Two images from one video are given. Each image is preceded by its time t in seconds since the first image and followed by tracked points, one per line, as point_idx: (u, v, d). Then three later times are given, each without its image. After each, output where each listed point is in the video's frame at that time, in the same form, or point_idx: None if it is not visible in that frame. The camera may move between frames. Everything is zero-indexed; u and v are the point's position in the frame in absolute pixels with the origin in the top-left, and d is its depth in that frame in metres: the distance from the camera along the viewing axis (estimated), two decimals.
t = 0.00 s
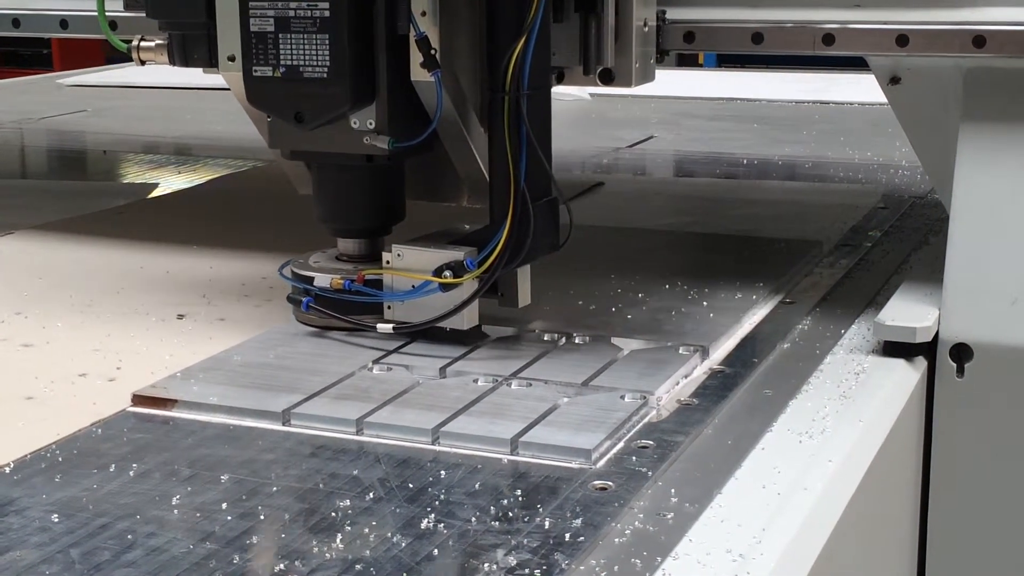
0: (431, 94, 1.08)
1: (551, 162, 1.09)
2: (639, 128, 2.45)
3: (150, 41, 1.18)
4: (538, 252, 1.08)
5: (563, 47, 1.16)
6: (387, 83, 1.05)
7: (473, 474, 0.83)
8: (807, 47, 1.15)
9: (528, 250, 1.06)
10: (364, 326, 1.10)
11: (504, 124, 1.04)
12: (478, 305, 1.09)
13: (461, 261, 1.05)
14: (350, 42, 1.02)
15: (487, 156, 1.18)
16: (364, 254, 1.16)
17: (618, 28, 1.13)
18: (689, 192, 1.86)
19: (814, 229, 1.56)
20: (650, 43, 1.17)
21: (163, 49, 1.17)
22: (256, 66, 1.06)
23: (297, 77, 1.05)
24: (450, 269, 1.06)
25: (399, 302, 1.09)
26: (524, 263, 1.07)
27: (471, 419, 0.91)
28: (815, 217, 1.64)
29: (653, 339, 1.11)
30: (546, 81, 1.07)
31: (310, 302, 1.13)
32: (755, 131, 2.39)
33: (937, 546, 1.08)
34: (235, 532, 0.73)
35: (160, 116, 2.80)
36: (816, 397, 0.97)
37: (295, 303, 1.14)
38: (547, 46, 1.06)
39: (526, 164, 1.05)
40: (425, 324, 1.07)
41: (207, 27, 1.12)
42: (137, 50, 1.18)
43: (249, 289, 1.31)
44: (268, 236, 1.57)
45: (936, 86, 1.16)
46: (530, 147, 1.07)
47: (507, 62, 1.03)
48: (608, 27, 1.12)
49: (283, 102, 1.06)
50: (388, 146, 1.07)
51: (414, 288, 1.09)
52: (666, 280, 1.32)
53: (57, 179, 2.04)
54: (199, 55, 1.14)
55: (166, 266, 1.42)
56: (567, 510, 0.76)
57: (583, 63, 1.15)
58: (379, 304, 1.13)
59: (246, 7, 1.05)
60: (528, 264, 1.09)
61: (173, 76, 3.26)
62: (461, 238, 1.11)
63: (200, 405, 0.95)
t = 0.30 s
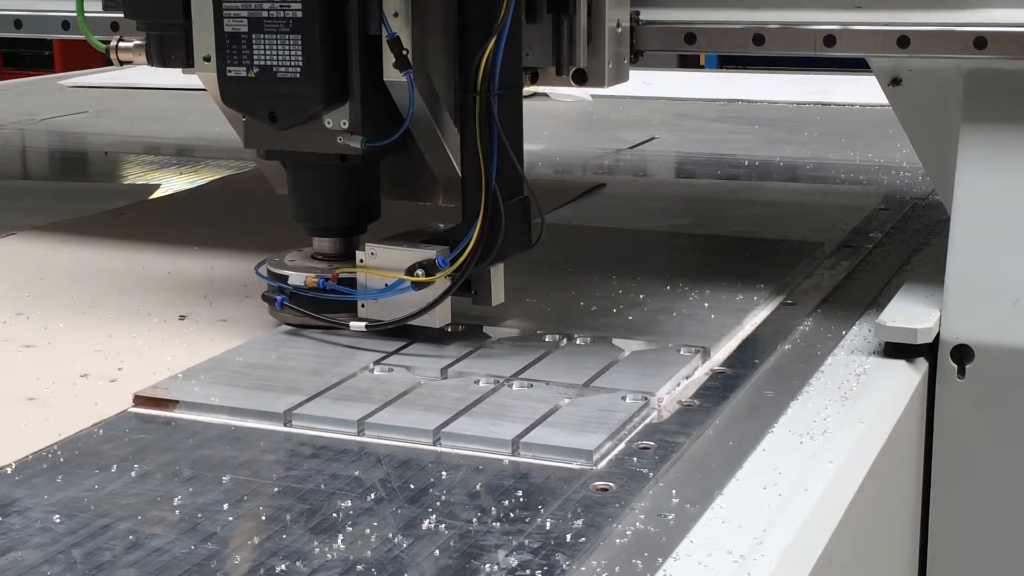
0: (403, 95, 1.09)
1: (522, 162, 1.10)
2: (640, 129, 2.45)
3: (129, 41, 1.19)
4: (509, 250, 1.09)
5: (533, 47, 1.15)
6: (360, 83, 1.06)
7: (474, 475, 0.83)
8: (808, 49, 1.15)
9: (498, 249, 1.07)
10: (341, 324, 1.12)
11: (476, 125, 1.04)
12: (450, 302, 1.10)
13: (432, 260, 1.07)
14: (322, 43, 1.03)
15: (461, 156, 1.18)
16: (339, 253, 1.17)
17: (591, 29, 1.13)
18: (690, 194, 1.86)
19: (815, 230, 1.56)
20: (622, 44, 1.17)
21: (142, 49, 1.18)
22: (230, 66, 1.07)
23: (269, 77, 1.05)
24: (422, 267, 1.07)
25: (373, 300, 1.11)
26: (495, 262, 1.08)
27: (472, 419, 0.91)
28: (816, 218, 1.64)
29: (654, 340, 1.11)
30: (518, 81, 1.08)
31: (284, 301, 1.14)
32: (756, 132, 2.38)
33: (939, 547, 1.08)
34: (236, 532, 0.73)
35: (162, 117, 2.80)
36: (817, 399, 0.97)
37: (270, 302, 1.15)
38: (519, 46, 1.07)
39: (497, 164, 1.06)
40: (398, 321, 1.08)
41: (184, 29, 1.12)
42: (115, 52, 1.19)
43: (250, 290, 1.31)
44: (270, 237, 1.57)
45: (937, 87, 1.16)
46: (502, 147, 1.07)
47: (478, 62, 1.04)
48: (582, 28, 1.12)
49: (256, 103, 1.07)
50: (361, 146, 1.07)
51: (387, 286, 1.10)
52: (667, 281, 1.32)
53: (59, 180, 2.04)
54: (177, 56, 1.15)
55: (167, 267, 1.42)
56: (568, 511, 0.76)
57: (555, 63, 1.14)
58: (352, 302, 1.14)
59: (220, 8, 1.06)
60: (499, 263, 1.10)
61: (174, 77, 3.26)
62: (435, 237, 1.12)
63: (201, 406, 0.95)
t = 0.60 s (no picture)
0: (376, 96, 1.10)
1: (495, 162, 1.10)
2: (640, 131, 2.45)
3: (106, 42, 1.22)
4: (481, 250, 1.09)
5: (506, 50, 1.16)
6: (332, 84, 1.07)
7: (473, 478, 0.83)
8: (809, 50, 1.15)
9: (470, 249, 1.08)
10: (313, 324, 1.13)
11: (447, 126, 1.05)
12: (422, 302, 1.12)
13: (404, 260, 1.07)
14: (294, 44, 1.04)
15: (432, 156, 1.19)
16: (313, 254, 1.18)
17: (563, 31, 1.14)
18: (691, 195, 1.86)
19: (815, 233, 1.56)
20: (595, 45, 1.18)
21: (119, 50, 1.20)
22: (203, 68, 1.08)
23: (242, 78, 1.07)
24: (393, 267, 1.08)
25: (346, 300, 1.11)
26: (468, 261, 1.09)
27: (472, 422, 0.91)
28: (815, 220, 1.64)
29: (653, 342, 1.11)
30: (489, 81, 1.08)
31: (258, 301, 1.14)
32: (756, 134, 2.38)
33: (938, 549, 1.08)
34: (235, 535, 0.73)
35: (162, 118, 2.80)
36: (817, 401, 0.97)
37: (244, 302, 1.15)
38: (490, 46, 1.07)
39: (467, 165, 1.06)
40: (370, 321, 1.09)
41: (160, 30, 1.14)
42: (93, 53, 1.22)
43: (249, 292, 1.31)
44: (270, 239, 1.57)
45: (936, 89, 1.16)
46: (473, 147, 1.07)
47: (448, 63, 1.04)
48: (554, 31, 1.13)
49: (229, 103, 1.08)
50: (333, 147, 1.09)
51: (360, 286, 1.11)
52: (667, 283, 1.33)
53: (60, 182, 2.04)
54: (153, 58, 1.16)
55: (167, 269, 1.42)
56: (567, 514, 0.76)
57: (528, 65, 1.16)
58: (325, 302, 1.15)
59: (193, 9, 1.08)
60: (473, 263, 1.10)
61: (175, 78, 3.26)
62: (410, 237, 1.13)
63: (199, 408, 0.95)
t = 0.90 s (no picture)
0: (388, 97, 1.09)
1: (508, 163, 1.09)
2: (639, 133, 2.46)
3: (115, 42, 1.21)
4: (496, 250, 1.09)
5: (517, 50, 1.14)
6: (345, 84, 1.06)
7: (471, 477, 0.83)
8: (807, 50, 1.15)
9: (484, 250, 1.07)
10: (326, 325, 1.12)
11: (461, 127, 1.04)
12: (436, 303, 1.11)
13: (418, 262, 1.07)
14: (307, 44, 1.03)
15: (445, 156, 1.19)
16: (325, 255, 1.18)
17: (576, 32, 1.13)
18: (689, 196, 1.86)
19: (813, 234, 1.56)
20: (608, 45, 1.17)
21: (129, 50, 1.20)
22: (216, 68, 1.07)
23: (254, 78, 1.05)
24: (407, 269, 1.08)
25: (359, 301, 1.11)
26: (481, 263, 1.08)
27: (470, 422, 0.91)
28: (814, 221, 1.64)
29: (652, 343, 1.11)
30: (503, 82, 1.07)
31: (270, 302, 1.14)
32: (755, 135, 2.38)
33: (937, 550, 1.08)
34: (233, 535, 0.73)
35: (161, 120, 2.80)
36: (814, 401, 0.97)
37: (257, 304, 1.15)
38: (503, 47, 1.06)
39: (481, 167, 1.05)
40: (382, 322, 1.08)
41: (171, 31, 1.13)
42: (102, 53, 1.21)
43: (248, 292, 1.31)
44: (270, 239, 1.57)
45: (934, 90, 1.16)
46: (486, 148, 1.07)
47: (462, 64, 1.03)
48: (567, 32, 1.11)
49: (242, 103, 1.07)
50: (346, 148, 1.08)
51: (373, 288, 1.11)
52: (665, 284, 1.32)
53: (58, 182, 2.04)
54: (164, 56, 1.15)
55: (166, 269, 1.42)
56: (565, 514, 0.76)
57: (540, 65, 1.13)
58: (337, 304, 1.15)
59: (206, 10, 1.07)
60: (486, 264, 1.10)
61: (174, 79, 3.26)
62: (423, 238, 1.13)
63: (198, 408, 0.95)
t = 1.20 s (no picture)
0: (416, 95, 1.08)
1: (537, 165, 1.09)
2: (638, 131, 2.45)
3: (139, 41, 1.19)
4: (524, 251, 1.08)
5: (546, 49, 1.14)
6: (373, 83, 1.05)
7: (471, 475, 0.83)
8: (806, 49, 1.15)
9: (513, 252, 1.06)
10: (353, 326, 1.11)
11: (490, 127, 1.04)
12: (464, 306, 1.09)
13: (447, 262, 1.05)
14: (335, 43, 1.03)
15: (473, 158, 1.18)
16: (351, 256, 1.17)
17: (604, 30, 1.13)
18: (688, 195, 1.86)
19: (813, 232, 1.56)
20: (636, 45, 1.17)
21: (152, 50, 1.18)
22: (242, 68, 1.07)
23: (282, 78, 1.05)
24: (436, 270, 1.06)
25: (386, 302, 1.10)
26: (510, 265, 1.07)
27: (469, 420, 0.91)
28: (813, 220, 1.64)
29: (652, 341, 1.11)
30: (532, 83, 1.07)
31: (297, 303, 1.14)
32: (754, 133, 2.38)
33: (937, 548, 1.08)
34: (233, 533, 0.73)
35: (159, 119, 2.80)
36: (814, 400, 0.97)
37: (283, 305, 1.15)
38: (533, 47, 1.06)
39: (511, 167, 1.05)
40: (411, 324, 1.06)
41: (195, 30, 1.12)
42: (125, 52, 1.20)
43: (248, 291, 1.31)
44: (271, 238, 1.57)
45: (934, 88, 1.16)
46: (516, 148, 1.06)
47: (492, 63, 1.03)
48: (594, 31, 1.11)
49: (269, 103, 1.06)
50: (374, 148, 1.07)
51: (401, 289, 1.09)
52: (665, 283, 1.32)
53: (57, 181, 2.04)
54: (188, 57, 1.14)
55: (166, 268, 1.42)
56: (565, 512, 0.76)
57: (568, 64, 1.14)
58: (365, 304, 1.13)
59: (233, 9, 1.06)
60: (514, 266, 1.09)
61: (172, 78, 3.26)
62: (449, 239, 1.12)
63: (198, 406, 0.95)
